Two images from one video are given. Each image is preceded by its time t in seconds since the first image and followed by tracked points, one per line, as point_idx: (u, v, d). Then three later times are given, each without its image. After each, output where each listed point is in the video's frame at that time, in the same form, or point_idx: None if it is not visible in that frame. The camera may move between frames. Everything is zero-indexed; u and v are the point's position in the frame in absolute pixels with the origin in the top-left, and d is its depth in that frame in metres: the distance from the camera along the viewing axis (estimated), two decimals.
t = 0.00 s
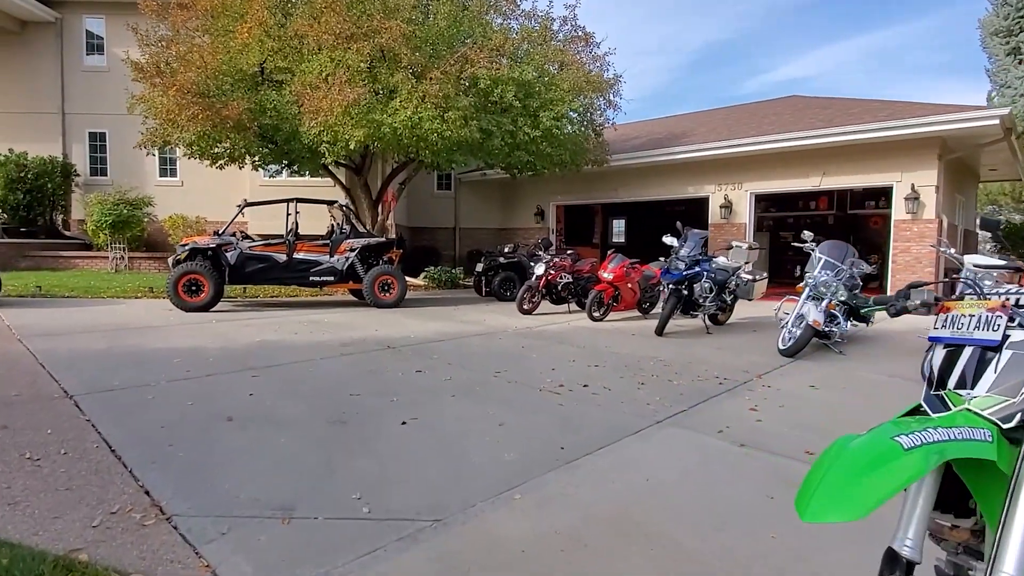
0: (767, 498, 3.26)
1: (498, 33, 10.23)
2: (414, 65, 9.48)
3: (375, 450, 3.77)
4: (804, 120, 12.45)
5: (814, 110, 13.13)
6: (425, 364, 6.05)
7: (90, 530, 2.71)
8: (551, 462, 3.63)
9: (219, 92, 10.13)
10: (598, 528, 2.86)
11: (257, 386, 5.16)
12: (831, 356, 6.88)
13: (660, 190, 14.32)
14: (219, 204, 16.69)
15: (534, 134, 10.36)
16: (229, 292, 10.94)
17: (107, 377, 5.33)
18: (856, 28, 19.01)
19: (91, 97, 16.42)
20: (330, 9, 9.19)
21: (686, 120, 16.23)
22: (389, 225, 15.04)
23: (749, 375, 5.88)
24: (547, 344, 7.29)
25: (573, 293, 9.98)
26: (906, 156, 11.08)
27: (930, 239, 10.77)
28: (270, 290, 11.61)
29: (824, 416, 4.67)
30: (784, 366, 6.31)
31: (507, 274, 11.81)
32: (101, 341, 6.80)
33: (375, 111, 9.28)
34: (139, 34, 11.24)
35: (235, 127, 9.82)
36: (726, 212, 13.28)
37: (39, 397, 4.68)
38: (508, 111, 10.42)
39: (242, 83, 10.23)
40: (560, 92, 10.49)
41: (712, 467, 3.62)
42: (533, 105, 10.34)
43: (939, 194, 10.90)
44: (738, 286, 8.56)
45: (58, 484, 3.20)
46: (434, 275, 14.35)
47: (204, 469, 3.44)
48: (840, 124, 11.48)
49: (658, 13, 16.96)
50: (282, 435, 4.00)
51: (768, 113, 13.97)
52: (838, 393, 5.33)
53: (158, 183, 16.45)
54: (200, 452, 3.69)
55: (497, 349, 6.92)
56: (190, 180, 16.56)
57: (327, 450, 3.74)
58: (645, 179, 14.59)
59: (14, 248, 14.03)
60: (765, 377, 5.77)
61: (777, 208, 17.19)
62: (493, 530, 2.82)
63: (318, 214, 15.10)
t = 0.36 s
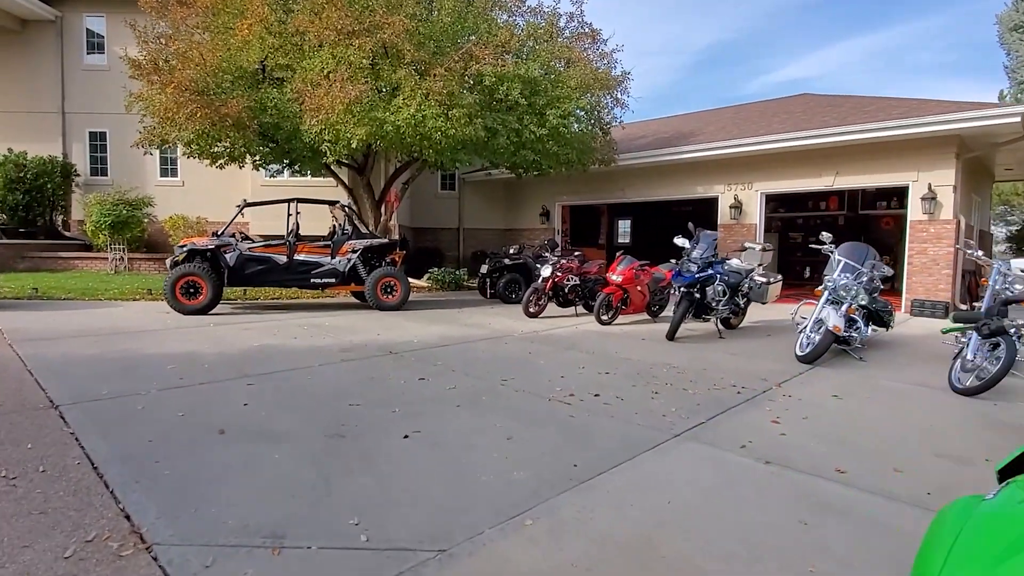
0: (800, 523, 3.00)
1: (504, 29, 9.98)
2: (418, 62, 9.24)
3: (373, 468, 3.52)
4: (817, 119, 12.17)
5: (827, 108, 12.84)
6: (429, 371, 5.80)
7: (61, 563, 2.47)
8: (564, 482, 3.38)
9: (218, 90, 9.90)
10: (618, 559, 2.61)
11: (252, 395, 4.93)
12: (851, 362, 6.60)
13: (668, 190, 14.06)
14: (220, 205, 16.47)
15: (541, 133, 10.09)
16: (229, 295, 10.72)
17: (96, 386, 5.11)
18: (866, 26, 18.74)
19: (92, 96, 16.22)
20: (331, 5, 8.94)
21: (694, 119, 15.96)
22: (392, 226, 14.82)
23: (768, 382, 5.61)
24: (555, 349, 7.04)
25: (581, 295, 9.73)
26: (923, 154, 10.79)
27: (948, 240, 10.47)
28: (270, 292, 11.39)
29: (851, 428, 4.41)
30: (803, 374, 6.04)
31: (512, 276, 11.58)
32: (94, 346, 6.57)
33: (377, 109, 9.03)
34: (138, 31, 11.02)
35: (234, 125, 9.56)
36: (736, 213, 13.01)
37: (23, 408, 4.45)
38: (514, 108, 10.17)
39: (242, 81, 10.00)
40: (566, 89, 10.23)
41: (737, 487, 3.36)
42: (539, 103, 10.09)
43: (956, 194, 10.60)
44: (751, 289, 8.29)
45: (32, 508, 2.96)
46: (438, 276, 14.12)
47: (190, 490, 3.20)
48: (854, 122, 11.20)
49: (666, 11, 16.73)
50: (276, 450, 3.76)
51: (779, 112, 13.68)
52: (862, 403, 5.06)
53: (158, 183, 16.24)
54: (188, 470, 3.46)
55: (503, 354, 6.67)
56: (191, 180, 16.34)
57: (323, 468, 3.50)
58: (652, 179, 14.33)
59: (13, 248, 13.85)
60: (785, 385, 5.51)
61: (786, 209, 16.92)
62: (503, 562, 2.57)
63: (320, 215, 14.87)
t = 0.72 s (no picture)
0: (823, 553, 2.78)
1: (505, 27, 9.77)
2: (418, 61, 9.05)
3: (366, 490, 3.31)
4: (825, 119, 11.94)
5: (834, 108, 12.62)
6: (427, 380, 5.60)
7: None
8: (569, 506, 3.17)
9: (214, 91, 9.69)
10: None
11: (242, 408, 4.72)
12: (866, 371, 6.38)
13: (673, 192, 13.84)
14: (219, 207, 16.26)
15: (543, 133, 9.87)
16: (226, 299, 10.53)
17: (81, 397, 4.91)
18: (873, 26, 18.52)
19: (89, 97, 16.06)
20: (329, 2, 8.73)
21: (698, 120, 15.75)
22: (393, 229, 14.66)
23: (780, 393, 5.40)
24: (558, 357, 6.83)
25: (584, 300, 9.51)
26: (934, 156, 10.57)
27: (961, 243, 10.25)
28: (268, 296, 11.19)
29: (871, 443, 4.19)
30: (816, 384, 5.82)
31: (514, 280, 11.39)
32: (83, 354, 6.38)
33: (376, 110, 8.83)
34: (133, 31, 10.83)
35: (230, 127, 9.35)
36: (742, 215, 12.78)
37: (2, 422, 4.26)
38: (516, 109, 9.97)
39: (239, 81, 9.78)
40: (569, 89, 10.02)
41: (754, 512, 3.15)
42: (542, 103, 9.88)
43: (969, 196, 10.39)
44: (760, 294, 8.07)
45: None
46: (438, 280, 13.92)
47: (168, 516, 2.99)
48: (864, 123, 10.97)
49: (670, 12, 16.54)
50: (264, 470, 3.55)
51: (785, 112, 13.45)
52: (880, 415, 4.84)
53: (157, 186, 16.05)
54: (169, 493, 3.25)
55: (505, 362, 6.46)
56: (189, 182, 16.15)
57: (313, 491, 3.30)
58: (657, 181, 14.11)
59: (10, 252, 13.69)
60: (798, 397, 5.29)
61: (791, 211, 16.70)
62: None
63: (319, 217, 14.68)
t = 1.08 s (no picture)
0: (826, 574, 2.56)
1: (493, 22, 9.54)
2: (402, 56, 8.81)
3: (331, 505, 3.07)
4: (818, 118, 11.81)
5: (827, 108, 12.49)
6: (407, 385, 5.36)
7: None
8: (550, 522, 2.94)
9: (193, 86, 9.40)
10: None
11: (209, 415, 4.46)
12: (862, 374, 6.19)
13: (664, 192, 13.68)
14: (203, 208, 15.86)
15: (531, 131, 9.65)
16: (206, 300, 10.23)
17: (39, 404, 4.63)
18: (865, 28, 18.46)
19: (70, 95, 15.68)
20: None
21: (690, 119, 15.60)
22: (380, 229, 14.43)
23: (774, 398, 5.19)
24: (545, 360, 6.60)
25: (573, 301, 9.30)
26: (927, 155, 10.45)
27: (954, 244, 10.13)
28: (250, 297, 10.91)
29: (870, 451, 3.99)
30: (811, 388, 5.63)
31: (502, 281, 11.17)
32: (47, 358, 6.09)
33: (360, 106, 8.59)
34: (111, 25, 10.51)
35: (209, 123, 9.06)
36: (734, 215, 12.61)
37: None
38: (504, 106, 9.76)
39: (219, 76, 9.49)
40: (558, 86, 9.82)
41: (748, 527, 2.93)
42: (530, 100, 9.66)
43: (963, 195, 10.26)
44: (752, 294, 7.88)
45: None
46: (426, 281, 13.67)
47: (111, 538, 2.73)
48: (857, 122, 10.83)
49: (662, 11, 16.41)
50: (223, 485, 3.29)
51: (778, 112, 13.30)
52: (878, 421, 4.65)
53: (139, 185, 15.64)
54: (116, 511, 2.98)
55: (490, 366, 6.22)
56: (173, 181, 15.78)
57: (274, 507, 3.05)
58: (648, 180, 13.92)
59: None
60: (792, 402, 5.09)
61: (783, 211, 16.59)
62: None
63: (305, 217, 14.38)
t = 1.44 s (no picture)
0: None
1: (477, 17, 9.31)
2: (382, 51, 8.56)
3: (288, 529, 2.82)
4: (806, 118, 11.69)
5: (815, 107, 12.39)
6: (383, 393, 5.11)
7: None
8: (525, 547, 2.71)
9: (167, 82, 9.09)
10: None
11: (167, 426, 4.18)
12: (853, 379, 6.03)
13: (652, 192, 13.52)
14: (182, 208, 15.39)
15: (516, 129, 9.43)
16: (181, 303, 9.91)
17: None
18: (852, 30, 18.46)
19: (45, 92, 15.25)
20: None
21: (679, 119, 15.47)
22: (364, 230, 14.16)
23: (764, 405, 5.01)
24: (528, 365, 6.38)
25: (558, 303, 9.09)
26: (917, 155, 10.36)
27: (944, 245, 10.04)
28: (227, 300, 10.60)
29: (864, 462, 3.80)
30: (801, 394, 5.45)
31: (487, 282, 10.95)
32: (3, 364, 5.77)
33: (339, 102, 8.33)
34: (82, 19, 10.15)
35: (183, 120, 8.75)
36: (722, 216, 12.47)
37: None
38: (488, 103, 9.54)
39: (194, 71, 9.18)
40: (544, 83, 9.61)
41: (738, 549, 2.71)
42: (515, 98, 9.44)
43: (952, 196, 10.18)
44: (741, 296, 7.71)
45: None
46: (411, 282, 13.42)
47: (36, 569, 2.46)
48: (846, 121, 10.72)
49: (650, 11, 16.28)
50: (171, 505, 3.03)
51: (766, 112, 13.17)
52: (872, 429, 4.47)
53: (116, 184, 15.13)
54: (48, 537, 2.71)
55: (470, 371, 5.99)
56: (151, 180, 15.27)
57: (224, 531, 2.79)
58: (637, 180, 13.75)
59: None
60: (783, 409, 4.90)
61: (771, 212, 16.49)
62: None
63: (287, 218, 14.06)
